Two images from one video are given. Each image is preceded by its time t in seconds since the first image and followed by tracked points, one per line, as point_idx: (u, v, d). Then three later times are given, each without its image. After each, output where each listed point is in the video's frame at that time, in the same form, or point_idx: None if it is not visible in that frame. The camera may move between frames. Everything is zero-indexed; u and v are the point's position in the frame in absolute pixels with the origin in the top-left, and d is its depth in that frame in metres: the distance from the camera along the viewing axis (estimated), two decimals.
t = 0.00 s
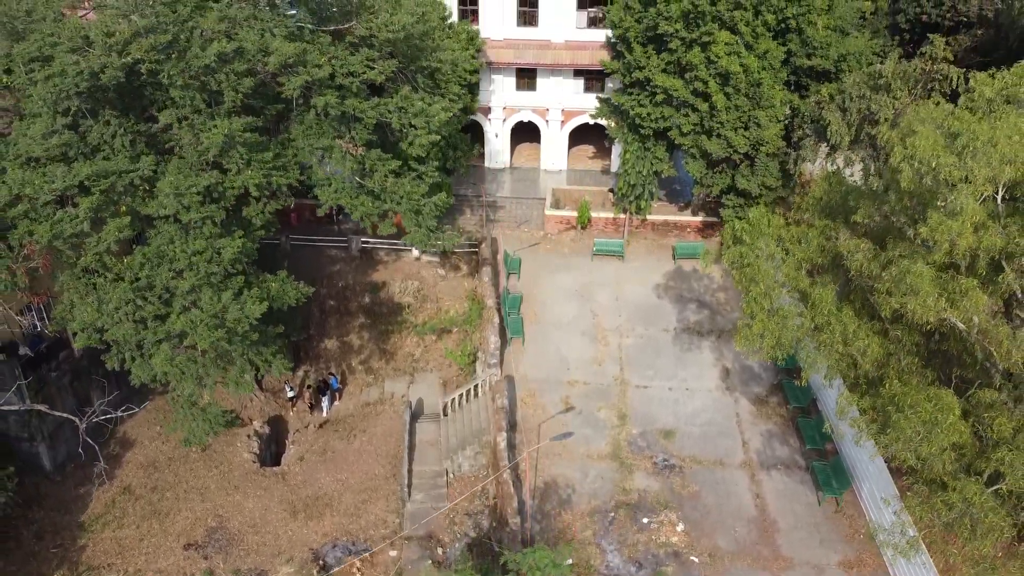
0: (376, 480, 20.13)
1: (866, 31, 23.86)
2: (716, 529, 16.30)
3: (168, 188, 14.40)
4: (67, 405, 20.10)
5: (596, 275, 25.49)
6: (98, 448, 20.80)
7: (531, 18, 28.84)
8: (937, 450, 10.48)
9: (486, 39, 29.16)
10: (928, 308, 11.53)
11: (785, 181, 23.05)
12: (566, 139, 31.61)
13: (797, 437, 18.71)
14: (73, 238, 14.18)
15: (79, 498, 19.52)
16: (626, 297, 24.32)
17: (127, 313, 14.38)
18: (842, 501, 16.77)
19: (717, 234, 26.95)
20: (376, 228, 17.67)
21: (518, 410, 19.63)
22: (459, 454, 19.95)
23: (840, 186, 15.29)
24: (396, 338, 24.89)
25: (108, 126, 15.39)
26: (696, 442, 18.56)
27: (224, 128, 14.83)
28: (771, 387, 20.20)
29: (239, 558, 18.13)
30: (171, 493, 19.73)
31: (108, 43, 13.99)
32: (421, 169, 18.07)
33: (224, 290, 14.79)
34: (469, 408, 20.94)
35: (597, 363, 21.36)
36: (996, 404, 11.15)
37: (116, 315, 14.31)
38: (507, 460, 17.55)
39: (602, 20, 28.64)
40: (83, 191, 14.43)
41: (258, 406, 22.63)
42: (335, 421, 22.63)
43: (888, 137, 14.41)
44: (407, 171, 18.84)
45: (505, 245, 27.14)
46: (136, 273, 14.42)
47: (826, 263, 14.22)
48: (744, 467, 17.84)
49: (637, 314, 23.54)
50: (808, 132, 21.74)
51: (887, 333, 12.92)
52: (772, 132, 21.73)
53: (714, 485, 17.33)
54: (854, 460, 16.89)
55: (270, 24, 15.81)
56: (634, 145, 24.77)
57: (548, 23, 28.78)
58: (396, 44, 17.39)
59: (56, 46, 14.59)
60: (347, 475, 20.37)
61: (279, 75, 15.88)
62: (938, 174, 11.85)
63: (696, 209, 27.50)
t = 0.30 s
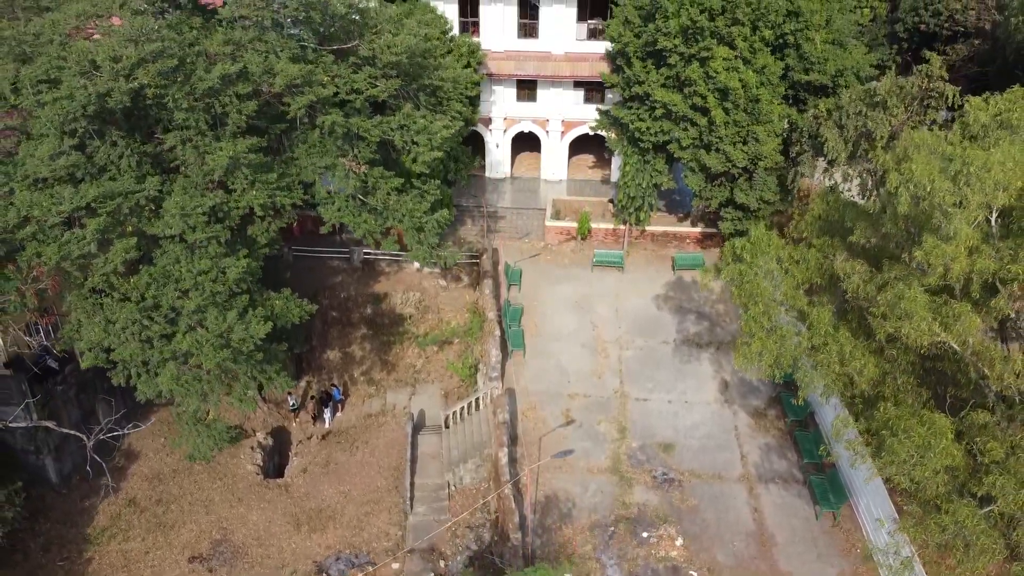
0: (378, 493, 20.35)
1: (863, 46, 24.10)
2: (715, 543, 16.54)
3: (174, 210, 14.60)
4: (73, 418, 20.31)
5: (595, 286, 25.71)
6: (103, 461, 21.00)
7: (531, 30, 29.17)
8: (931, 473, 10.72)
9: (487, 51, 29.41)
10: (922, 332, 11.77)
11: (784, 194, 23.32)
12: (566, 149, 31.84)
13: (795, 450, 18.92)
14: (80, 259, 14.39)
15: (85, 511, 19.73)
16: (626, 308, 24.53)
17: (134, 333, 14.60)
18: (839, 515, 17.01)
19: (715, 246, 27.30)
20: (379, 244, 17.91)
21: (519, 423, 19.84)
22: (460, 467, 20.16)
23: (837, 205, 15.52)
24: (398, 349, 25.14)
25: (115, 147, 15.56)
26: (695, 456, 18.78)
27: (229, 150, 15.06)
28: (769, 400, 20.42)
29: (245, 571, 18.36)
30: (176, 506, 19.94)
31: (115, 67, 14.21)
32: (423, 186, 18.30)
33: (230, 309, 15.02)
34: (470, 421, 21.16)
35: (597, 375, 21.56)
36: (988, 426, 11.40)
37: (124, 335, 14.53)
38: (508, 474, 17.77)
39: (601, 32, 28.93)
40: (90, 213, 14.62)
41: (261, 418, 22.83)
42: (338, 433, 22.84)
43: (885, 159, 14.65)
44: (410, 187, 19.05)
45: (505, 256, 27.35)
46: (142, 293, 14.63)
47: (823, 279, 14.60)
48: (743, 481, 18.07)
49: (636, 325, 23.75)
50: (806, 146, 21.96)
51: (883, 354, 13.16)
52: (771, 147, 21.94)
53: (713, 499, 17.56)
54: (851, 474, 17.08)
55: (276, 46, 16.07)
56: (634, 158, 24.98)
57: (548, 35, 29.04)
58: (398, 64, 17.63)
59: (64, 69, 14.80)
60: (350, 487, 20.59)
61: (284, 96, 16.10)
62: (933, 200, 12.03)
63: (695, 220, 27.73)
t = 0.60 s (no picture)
0: (380, 504, 20.54)
1: (860, 60, 24.35)
2: (713, 556, 16.76)
3: (180, 230, 14.82)
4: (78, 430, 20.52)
5: (596, 297, 25.93)
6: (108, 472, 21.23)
7: (531, 41, 29.40)
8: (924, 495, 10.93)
9: (487, 62, 29.60)
10: (916, 354, 11.98)
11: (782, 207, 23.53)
12: (566, 159, 32.06)
13: (792, 463, 19.12)
14: (88, 278, 14.60)
15: (90, 522, 19.94)
16: (625, 319, 24.74)
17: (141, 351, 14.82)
18: (836, 529, 17.20)
19: (714, 256, 27.59)
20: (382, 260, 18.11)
21: (520, 436, 20.05)
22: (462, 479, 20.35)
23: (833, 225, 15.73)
24: (400, 360, 25.39)
25: (121, 166, 15.84)
26: (694, 469, 18.99)
27: (235, 172, 15.27)
28: (767, 412, 20.64)
29: None
30: (180, 518, 20.15)
31: (123, 92, 14.44)
32: (426, 203, 18.51)
33: (234, 327, 15.22)
34: (472, 433, 21.37)
35: (597, 387, 21.77)
36: (981, 448, 11.64)
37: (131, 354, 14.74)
38: (508, 488, 17.98)
39: (601, 43, 29.18)
40: (97, 232, 14.86)
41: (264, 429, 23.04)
42: (340, 444, 23.04)
43: (881, 180, 14.86)
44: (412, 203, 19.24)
45: (506, 267, 27.58)
46: (148, 312, 14.84)
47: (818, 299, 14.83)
48: (741, 494, 18.29)
49: (636, 337, 23.95)
50: (804, 159, 22.15)
51: (879, 373, 13.36)
52: (768, 161, 22.13)
53: (711, 512, 17.77)
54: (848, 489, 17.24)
55: (280, 66, 16.30)
56: (633, 170, 25.17)
57: (548, 46, 29.28)
58: (401, 82, 17.82)
59: (71, 91, 15.05)
60: (352, 498, 20.79)
61: (289, 115, 16.27)
62: (926, 224, 12.17)
63: (695, 231, 27.98)
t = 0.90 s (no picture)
0: (382, 516, 20.73)
1: (858, 74, 24.61)
2: (712, 571, 16.97)
3: (185, 250, 15.02)
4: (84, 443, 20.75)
5: (595, 308, 26.14)
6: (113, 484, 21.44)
7: (532, 53, 29.62)
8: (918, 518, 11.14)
9: (488, 74, 29.81)
10: (910, 378, 12.21)
11: (780, 220, 23.76)
12: (566, 169, 32.27)
13: (790, 476, 19.33)
14: (95, 299, 14.81)
15: (95, 535, 20.15)
16: (625, 331, 24.95)
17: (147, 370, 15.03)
18: (833, 543, 17.39)
19: (713, 267, 27.79)
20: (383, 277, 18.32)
21: (520, 449, 20.27)
22: (463, 491, 20.51)
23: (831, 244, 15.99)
24: (401, 371, 25.63)
25: (127, 186, 16.00)
26: (693, 482, 19.21)
27: (241, 193, 15.50)
28: (766, 426, 20.83)
29: None
30: (184, 530, 20.36)
31: (130, 116, 14.62)
32: (428, 220, 18.73)
33: (239, 346, 15.42)
34: (473, 445, 21.56)
35: (596, 400, 21.98)
36: (974, 469, 11.86)
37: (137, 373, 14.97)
38: (509, 503, 18.20)
39: (601, 55, 29.41)
40: (103, 253, 15.07)
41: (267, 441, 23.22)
42: (341, 455, 23.23)
43: (877, 201, 15.07)
44: (414, 219, 19.47)
45: (506, 278, 27.78)
46: (154, 332, 15.06)
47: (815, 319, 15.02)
48: (739, 508, 18.51)
49: (636, 349, 24.15)
50: (802, 174, 22.33)
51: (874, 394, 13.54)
52: (766, 175, 22.31)
53: (710, 526, 17.98)
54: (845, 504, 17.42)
55: (284, 87, 16.47)
56: (633, 183, 25.35)
57: (548, 59, 29.50)
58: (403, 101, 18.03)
59: (77, 114, 15.28)
60: (355, 511, 20.98)
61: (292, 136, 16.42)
62: (918, 250, 12.37)
63: (694, 242, 28.23)
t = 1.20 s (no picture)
0: (384, 529, 20.91)
1: (855, 88, 24.86)
2: None
3: (190, 271, 15.21)
4: (90, 456, 20.96)
5: (595, 320, 26.36)
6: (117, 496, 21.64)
7: (532, 65, 29.84)
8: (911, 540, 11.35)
9: (488, 86, 30.04)
10: (903, 401, 12.42)
11: (778, 233, 23.99)
12: (566, 180, 32.50)
13: (788, 490, 19.53)
14: (102, 319, 15.03)
15: (100, 548, 20.35)
16: (624, 343, 25.17)
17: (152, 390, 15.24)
18: (830, 558, 17.59)
19: (712, 279, 28.06)
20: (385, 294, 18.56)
21: (521, 463, 20.48)
22: (464, 505, 20.68)
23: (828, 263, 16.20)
24: (403, 382, 25.85)
25: (133, 206, 16.25)
26: (691, 496, 19.41)
27: (246, 215, 15.74)
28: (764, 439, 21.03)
29: None
30: (188, 543, 20.56)
31: (138, 140, 14.86)
32: (430, 238, 19.00)
33: (243, 365, 15.64)
34: (474, 458, 21.76)
35: (596, 413, 22.19)
36: (967, 491, 12.06)
37: (143, 393, 15.18)
38: (510, 517, 18.41)
39: (601, 68, 29.63)
40: (110, 273, 15.28)
41: (269, 454, 23.40)
42: (343, 467, 23.41)
43: (872, 223, 15.27)
44: (416, 236, 19.72)
45: (507, 289, 28.00)
46: (160, 352, 15.28)
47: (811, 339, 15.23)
48: (737, 521, 18.71)
49: (635, 361, 24.36)
50: (800, 189, 22.54)
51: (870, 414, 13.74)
52: (765, 191, 22.52)
53: (708, 540, 18.19)
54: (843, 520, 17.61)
55: (287, 108, 16.70)
56: (632, 197, 25.54)
57: (548, 71, 29.72)
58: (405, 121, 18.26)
59: (84, 136, 15.53)
60: (357, 523, 21.17)
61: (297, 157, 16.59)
62: (911, 275, 12.58)
63: (693, 253, 28.48)
